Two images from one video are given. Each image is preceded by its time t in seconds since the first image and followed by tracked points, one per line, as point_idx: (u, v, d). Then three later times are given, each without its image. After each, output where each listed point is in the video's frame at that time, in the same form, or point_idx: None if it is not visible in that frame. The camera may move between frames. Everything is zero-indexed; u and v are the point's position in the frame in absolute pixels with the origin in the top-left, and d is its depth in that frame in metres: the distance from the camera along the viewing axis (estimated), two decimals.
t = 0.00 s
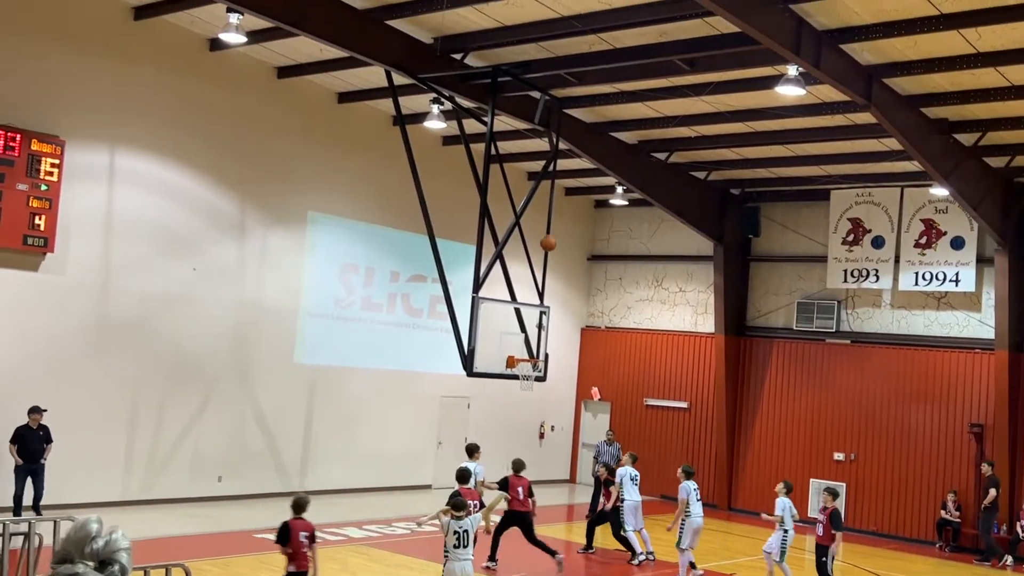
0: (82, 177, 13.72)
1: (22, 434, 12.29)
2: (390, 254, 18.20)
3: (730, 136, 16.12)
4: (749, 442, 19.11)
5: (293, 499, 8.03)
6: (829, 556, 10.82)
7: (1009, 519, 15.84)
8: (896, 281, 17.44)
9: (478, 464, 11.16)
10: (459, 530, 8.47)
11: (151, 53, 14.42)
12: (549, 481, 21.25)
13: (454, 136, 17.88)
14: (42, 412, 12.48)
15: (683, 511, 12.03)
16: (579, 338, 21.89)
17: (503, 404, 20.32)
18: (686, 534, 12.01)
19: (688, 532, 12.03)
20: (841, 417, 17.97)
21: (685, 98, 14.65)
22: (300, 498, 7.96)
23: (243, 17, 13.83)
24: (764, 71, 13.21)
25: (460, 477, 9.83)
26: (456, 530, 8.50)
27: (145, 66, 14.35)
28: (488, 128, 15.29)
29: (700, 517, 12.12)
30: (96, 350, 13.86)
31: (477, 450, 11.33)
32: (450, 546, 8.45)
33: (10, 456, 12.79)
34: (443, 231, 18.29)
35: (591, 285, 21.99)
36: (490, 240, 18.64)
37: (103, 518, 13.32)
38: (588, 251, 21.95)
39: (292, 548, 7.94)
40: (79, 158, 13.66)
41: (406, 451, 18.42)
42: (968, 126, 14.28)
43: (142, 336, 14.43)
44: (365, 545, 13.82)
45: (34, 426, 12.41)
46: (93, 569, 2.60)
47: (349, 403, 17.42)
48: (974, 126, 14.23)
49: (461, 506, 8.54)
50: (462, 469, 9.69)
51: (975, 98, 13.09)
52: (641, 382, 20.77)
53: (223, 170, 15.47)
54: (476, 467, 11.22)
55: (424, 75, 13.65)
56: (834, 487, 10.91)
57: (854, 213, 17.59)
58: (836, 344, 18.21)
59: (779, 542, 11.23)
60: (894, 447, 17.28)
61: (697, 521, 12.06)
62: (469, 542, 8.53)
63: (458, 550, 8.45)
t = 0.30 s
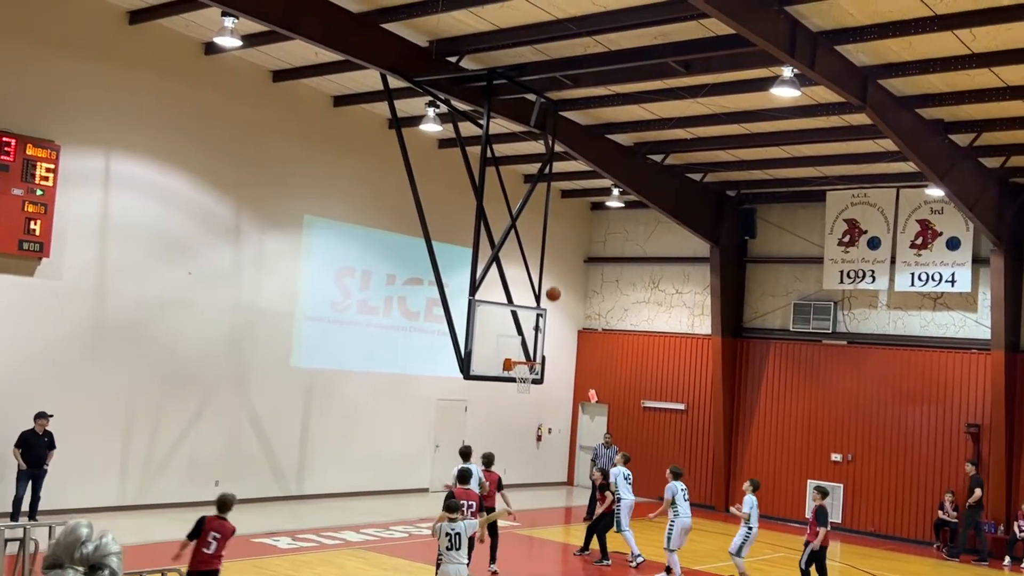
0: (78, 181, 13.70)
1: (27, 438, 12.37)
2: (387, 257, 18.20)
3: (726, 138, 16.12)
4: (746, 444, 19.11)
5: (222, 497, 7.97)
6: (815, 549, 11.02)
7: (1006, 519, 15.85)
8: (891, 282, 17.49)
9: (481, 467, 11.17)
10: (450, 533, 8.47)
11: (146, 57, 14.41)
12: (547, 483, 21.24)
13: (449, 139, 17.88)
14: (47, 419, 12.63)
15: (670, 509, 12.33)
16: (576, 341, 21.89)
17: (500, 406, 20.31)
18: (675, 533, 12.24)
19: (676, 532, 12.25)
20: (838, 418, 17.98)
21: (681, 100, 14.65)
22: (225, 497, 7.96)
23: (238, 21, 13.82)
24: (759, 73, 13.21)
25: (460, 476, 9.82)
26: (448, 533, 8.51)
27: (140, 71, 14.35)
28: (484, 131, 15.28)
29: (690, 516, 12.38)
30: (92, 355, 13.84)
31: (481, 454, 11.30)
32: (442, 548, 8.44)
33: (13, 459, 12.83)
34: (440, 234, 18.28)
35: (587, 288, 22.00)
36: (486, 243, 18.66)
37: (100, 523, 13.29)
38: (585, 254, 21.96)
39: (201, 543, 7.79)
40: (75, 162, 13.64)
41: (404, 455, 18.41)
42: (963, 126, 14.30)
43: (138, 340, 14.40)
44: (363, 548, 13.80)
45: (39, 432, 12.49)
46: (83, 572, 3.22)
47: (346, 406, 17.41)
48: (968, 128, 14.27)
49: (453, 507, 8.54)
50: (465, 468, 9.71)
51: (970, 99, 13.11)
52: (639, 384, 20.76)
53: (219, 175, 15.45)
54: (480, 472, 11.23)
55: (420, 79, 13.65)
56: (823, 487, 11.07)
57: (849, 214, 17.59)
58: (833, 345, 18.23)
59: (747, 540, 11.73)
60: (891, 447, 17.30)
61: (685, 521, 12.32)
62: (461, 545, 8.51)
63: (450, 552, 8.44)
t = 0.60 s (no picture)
0: (70, 182, 13.65)
1: (24, 437, 12.38)
2: (381, 256, 18.17)
3: (719, 135, 16.12)
4: (741, 441, 19.12)
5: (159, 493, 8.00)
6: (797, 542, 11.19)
7: (1001, 514, 15.88)
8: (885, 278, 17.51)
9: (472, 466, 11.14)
10: (446, 531, 8.46)
11: (138, 57, 14.36)
12: (543, 481, 21.24)
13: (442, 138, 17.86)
14: (45, 418, 12.60)
15: (661, 503, 12.40)
16: (570, 339, 21.89)
17: (495, 404, 20.30)
18: (669, 527, 12.33)
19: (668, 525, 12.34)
20: (832, 415, 18.00)
21: (673, 98, 14.64)
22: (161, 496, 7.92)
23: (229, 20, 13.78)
24: (752, 70, 13.19)
25: (451, 474, 9.68)
26: (445, 531, 8.50)
27: (132, 71, 14.30)
28: (477, 129, 15.25)
29: (682, 512, 12.48)
30: (85, 356, 13.79)
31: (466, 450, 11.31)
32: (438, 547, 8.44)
33: (9, 458, 12.81)
34: (433, 232, 18.26)
35: (581, 286, 22.01)
36: (480, 241, 18.65)
37: (94, 524, 13.25)
38: (579, 252, 21.96)
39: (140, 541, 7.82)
40: (66, 163, 13.59)
41: (399, 454, 18.39)
42: (956, 122, 14.30)
43: (131, 341, 14.35)
44: (357, 548, 13.77)
45: (36, 431, 12.50)
46: (69, 572, 2.48)
47: (340, 406, 17.38)
48: (960, 124, 14.28)
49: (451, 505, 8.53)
50: (459, 466, 9.57)
51: (962, 95, 13.11)
52: (633, 382, 20.76)
53: (212, 175, 15.41)
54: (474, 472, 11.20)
55: (412, 77, 13.62)
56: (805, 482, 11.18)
57: (843, 210, 17.58)
58: (827, 341, 18.25)
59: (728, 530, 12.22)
60: (885, 443, 17.33)
61: (676, 515, 12.38)
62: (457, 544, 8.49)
63: (446, 551, 8.43)
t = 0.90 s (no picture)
0: (63, 180, 13.62)
1: (17, 437, 12.39)
2: (375, 253, 18.16)
3: (712, 130, 16.11)
4: (736, 435, 19.16)
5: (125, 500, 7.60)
6: (784, 534, 11.36)
7: (995, 507, 15.93)
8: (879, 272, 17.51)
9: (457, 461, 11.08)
10: (447, 528, 8.44)
11: (130, 55, 14.32)
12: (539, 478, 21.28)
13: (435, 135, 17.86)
14: (35, 416, 12.67)
15: (659, 501, 12.41)
16: (565, 335, 21.91)
17: (490, 401, 20.31)
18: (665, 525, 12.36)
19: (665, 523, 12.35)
20: (827, 409, 18.03)
21: (667, 93, 14.63)
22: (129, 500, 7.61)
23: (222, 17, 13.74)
24: (745, 65, 13.18)
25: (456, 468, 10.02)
26: (448, 527, 8.50)
27: (125, 68, 14.27)
28: (470, 126, 15.22)
29: (678, 508, 12.51)
30: (79, 354, 13.76)
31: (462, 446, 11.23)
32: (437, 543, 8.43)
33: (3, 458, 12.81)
34: (427, 229, 18.26)
35: (576, 282, 22.02)
36: (474, 238, 18.67)
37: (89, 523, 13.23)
38: (573, 248, 21.97)
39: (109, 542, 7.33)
40: (59, 161, 13.55)
41: (393, 450, 18.38)
42: (949, 117, 14.30)
43: (125, 339, 14.34)
44: (352, 545, 13.77)
45: (27, 429, 12.52)
46: (63, 567, 2.59)
47: (336, 402, 17.38)
48: (953, 118, 14.30)
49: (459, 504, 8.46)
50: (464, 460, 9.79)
51: (955, 89, 13.12)
52: (628, 379, 20.78)
53: (205, 172, 15.39)
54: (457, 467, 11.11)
55: (405, 73, 13.59)
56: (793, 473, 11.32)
57: (837, 205, 17.57)
58: (821, 336, 18.29)
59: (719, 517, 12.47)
60: (880, 436, 17.37)
61: (672, 513, 12.41)
62: (458, 544, 8.44)
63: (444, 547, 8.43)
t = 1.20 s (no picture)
0: (56, 178, 13.59)
1: (10, 435, 12.41)
2: (369, 249, 18.14)
3: (706, 125, 16.10)
4: (731, 430, 19.19)
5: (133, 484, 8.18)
6: (785, 528, 11.42)
7: (989, 501, 15.97)
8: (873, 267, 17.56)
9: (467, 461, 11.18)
10: (456, 508, 8.97)
11: (123, 52, 14.28)
12: (535, 474, 21.29)
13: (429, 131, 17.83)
14: (27, 414, 12.70)
15: (662, 498, 12.48)
16: (560, 331, 21.91)
17: (485, 397, 20.31)
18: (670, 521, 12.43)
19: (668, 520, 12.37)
20: (822, 404, 18.05)
21: (661, 89, 14.62)
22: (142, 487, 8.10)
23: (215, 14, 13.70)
24: (739, 60, 13.18)
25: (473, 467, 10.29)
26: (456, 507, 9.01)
27: (118, 66, 14.23)
28: (464, 122, 15.20)
29: (682, 506, 12.55)
30: (73, 352, 13.73)
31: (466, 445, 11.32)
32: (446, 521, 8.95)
33: None
34: (421, 225, 18.23)
35: (571, 278, 22.02)
36: (468, 234, 18.67)
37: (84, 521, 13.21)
38: (567, 244, 21.96)
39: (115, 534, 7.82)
40: (52, 158, 13.51)
41: (388, 447, 18.36)
42: (943, 111, 14.30)
43: (120, 337, 14.31)
44: (348, 541, 13.75)
45: (20, 427, 12.54)
46: (60, 565, 2.64)
47: (330, 399, 17.35)
48: (945, 113, 14.31)
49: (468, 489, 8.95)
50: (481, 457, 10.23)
51: (949, 83, 13.13)
52: (624, 374, 20.79)
53: (199, 169, 15.35)
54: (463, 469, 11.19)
55: (398, 70, 13.56)
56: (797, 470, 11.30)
57: (831, 200, 17.61)
58: (816, 331, 18.32)
59: (711, 506, 12.98)
60: (874, 431, 17.40)
61: (675, 510, 12.47)
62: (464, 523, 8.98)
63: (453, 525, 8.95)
